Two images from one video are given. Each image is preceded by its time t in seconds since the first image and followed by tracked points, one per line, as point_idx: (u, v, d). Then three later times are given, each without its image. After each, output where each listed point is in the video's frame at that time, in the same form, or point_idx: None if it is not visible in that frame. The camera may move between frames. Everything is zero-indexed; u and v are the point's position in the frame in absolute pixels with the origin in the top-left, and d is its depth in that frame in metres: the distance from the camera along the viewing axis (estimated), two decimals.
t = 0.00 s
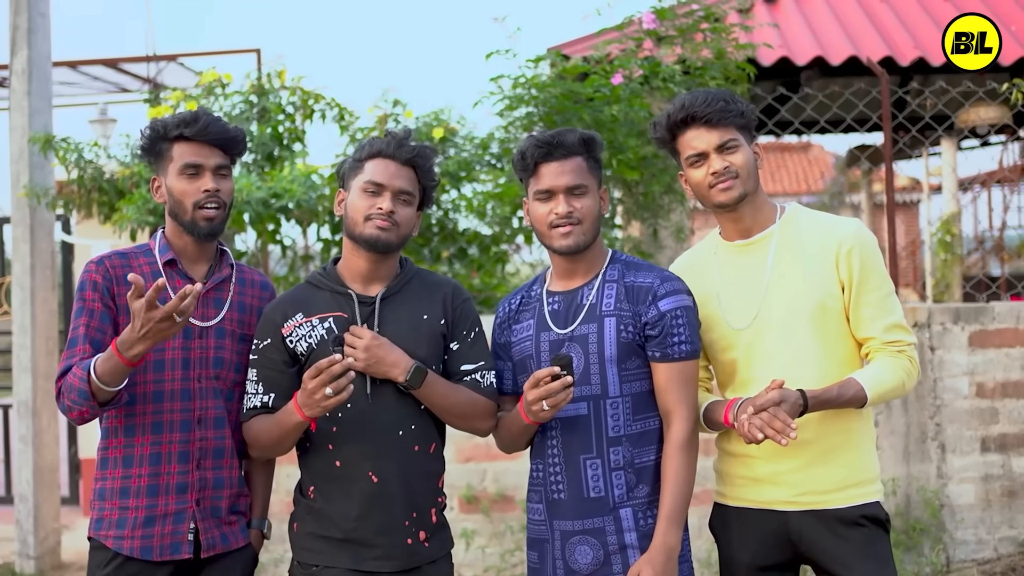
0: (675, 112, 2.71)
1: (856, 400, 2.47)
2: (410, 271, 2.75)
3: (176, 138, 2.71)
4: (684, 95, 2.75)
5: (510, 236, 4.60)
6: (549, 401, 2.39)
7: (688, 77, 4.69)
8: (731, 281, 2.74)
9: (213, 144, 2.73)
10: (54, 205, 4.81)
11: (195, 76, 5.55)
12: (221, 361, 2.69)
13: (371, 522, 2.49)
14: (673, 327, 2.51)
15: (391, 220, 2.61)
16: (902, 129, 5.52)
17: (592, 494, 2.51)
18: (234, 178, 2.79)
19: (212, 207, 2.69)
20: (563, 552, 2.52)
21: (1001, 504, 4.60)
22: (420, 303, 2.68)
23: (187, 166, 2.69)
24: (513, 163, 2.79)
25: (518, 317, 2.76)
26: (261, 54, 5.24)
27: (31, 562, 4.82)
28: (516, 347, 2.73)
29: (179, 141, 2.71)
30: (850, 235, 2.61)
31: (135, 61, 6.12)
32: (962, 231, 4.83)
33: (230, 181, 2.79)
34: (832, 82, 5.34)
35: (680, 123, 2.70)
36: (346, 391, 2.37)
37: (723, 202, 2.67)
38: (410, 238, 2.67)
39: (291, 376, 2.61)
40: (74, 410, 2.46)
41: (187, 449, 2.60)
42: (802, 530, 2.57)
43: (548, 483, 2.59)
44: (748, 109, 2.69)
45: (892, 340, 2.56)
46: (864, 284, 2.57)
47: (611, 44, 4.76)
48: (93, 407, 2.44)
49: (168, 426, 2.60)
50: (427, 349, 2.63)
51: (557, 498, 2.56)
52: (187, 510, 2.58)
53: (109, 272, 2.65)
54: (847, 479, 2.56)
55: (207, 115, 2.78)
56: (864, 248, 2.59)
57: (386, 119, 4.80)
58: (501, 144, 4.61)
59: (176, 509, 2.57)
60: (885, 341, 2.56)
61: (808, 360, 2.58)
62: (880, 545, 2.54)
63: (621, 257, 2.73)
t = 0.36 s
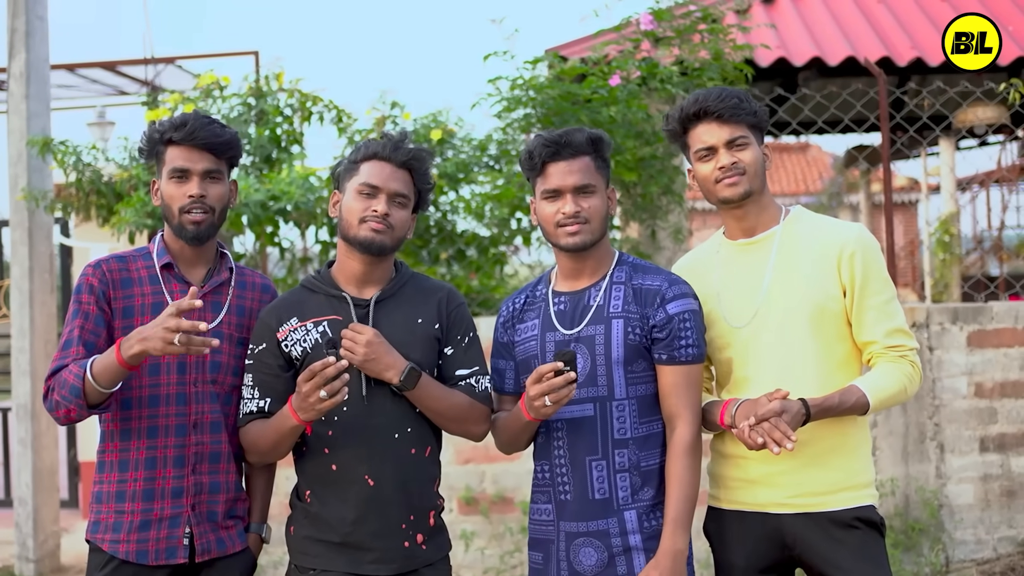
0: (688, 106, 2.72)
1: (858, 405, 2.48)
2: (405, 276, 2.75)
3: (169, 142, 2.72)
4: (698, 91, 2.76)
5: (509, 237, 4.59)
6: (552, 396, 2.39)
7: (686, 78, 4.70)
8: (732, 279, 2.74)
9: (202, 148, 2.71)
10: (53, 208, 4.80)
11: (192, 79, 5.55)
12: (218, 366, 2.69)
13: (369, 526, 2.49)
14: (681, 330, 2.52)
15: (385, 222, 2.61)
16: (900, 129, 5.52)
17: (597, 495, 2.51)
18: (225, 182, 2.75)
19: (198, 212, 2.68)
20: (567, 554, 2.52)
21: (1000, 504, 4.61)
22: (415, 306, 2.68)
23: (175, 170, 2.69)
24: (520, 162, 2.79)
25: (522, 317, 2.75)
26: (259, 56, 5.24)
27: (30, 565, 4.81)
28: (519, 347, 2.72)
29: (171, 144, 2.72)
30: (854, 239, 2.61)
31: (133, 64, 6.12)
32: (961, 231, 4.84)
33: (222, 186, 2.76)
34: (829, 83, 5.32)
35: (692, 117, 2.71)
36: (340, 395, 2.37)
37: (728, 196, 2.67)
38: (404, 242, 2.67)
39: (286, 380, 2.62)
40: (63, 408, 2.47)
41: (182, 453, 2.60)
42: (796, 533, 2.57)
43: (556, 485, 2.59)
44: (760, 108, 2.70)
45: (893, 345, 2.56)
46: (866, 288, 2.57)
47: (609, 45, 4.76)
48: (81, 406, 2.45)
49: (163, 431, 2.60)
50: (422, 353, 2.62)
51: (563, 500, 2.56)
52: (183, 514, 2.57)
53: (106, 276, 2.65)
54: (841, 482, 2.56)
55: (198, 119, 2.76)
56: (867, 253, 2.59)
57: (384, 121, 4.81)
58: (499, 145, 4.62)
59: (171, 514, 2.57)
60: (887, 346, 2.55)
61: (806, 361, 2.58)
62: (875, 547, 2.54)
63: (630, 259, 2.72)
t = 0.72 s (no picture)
0: (701, 104, 2.72)
1: (860, 412, 2.48)
2: (403, 277, 2.75)
3: (171, 143, 2.72)
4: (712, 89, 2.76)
5: (507, 238, 4.59)
6: (548, 405, 2.40)
7: (684, 79, 4.70)
8: (738, 278, 2.74)
9: (204, 148, 2.71)
10: (51, 210, 4.80)
11: (191, 80, 5.55)
12: (219, 369, 2.68)
13: (369, 528, 2.49)
14: (679, 330, 2.52)
15: (382, 224, 2.61)
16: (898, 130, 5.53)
17: (598, 496, 2.51)
18: (227, 183, 2.76)
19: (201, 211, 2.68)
20: (569, 555, 2.53)
21: (999, 504, 4.61)
22: (413, 308, 2.68)
23: (177, 172, 2.69)
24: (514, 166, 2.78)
25: (521, 320, 2.75)
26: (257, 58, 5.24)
27: (29, 567, 4.81)
28: (519, 351, 2.72)
29: (173, 144, 2.72)
30: (861, 243, 2.59)
31: (131, 65, 6.11)
32: (960, 232, 4.84)
33: (224, 186, 2.76)
34: (828, 84, 5.30)
35: (705, 115, 2.71)
36: (339, 397, 2.37)
37: (737, 196, 2.67)
38: (400, 242, 2.67)
39: (285, 383, 2.62)
40: (61, 400, 2.46)
41: (182, 457, 2.60)
42: (791, 535, 2.57)
43: (553, 486, 2.59)
44: (774, 108, 2.69)
45: (897, 351, 2.55)
46: (872, 293, 2.56)
47: (608, 46, 4.76)
48: (79, 392, 2.44)
49: (163, 434, 2.59)
50: (421, 355, 2.62)
51: (561, 501, 2.56)
52: (182, 518, 2.57)
53: (106, 277, 2.65)
54: (839, 484, 2.56)
55: (200, 120, 2.76)
56: (875, 257, 2.57)
57: (382, 122, 4.80)
58: (497, 147, 4.62)
59: (170, 517, 2.56)
60: (891, 352, 2.55)
61: (807, 363, 2.57)
62: (872, 549, 2.54)
63: (626, 260, 2.72)
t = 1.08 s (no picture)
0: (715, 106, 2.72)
1: (865, 413, 2.48)
2: (403, 279, 2.75)
3: (174, 146, 2.72)
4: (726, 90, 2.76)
5: (507, 240, 4.59)
6: (537, 408, 2.40)
7: (683, 81, 4.69)
8: (751, 278, 2.74)
9: (207, 154, 2.71)
10: (50, 212, 4.80)
11: (190, 82, 5.55)
12: (219, 374, 2.69)
13: (371, 532, 2.49)
14: (669, 332, 2.51)
15: (382, 228, 2.61)
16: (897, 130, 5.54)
17: (595, 498, 2.52)
18: (229, 189, 2.75)
19: (201, 218, 2.68)
20: (568, 556, 2.54)
21: (998, 505, 4.62)
22: (412, 310, 2.68)
23: (178, 176, 2.69)
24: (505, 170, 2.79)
25: (518, 325, 2.75)
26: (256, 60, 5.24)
27: (29, 569, 4.82)
28: (516, 355, 2.73)
29: (176, 148, 2.72)
30: (871, 242, 2.59)
31: (130, 67, 6.11)
32: (958, 232, 4.86)
33: (226, 192, 2.76)
34: (826, 85, 5.29)
35: (717, 118, 2.72)
36: (337, 400, 2.37)
37: (753, 203, 2.68)
38: (399, 246, 2.67)
39: (285, 386, 2.62)
40: (63, 425, 2.49)
41: (182, 462, 2.60)
42: (800, 541, 2.57)
43: (550, 489, 2.59)
44: (787, 110, 2.69)
45: (907, 353, 2.54)
46: (882, 292, 2.55)
47: (607, 48, 4.76)
48: (80, 428, 2.47)
49: (163, 439, 2.59)
50: (422, 356, 2.62)
51: (558, 504, 2.57)
52: (182, 522, 2.57)
53: (106, 283, 2.65)
54: (849, 490, 2.55)
55: (205, 124, 2.76)
56: (885, 256, 2.56)
57: (381, 124, 4.80)
58: (496, 148, 4.62)
59: (170, 522, 2.56)
60: (899, 353, 2.54)
61: (817, 363, 2.58)
62: (882, 560, 2.54)
63: (618, 263, 2.72)
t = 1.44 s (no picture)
0: (731, 109, 2.71)
1: (879, 414, 2.47)
2: (406, 280, 2.75)
3: (169, 146, 2.72)
4: (740, 92, 2.74)
5: (506, 242, 4.61)
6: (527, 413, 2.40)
7: (683, 83, 4.70)
8: (769, 276, 2.76)
9: (203, 150, 2.71)
10: (50, 213, 4.80)
11: (190, 83, 5.55)
12: (217, 373, 2.69)
13: (372, 533, 2.49)
14: (652, 333, 2.52)
15: (384, 226, 2.61)
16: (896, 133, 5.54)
17: (583, 499, 2.52)
18: (226, 185, 2.76)
19: (199, 213, 2.68)
20: (555, 557, 2.54)
21: (996, 508, 4.62)
22: (412, 313, 2.68)
23: (176, 173, 2.70)
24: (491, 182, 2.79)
25: (508, 331, 2.75)
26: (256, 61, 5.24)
27: (27, 570, 4.82)
28: (506, 360, 2.73)
29: (172, 147, 2.72)
30: (886, 242, 2.58)
31: (130, 68, 6.12)
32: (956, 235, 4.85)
33: (223, 188, 2.76)
34: (825, 87, 5.33)
35: (733, 122, 2.71)
36: (342, 403, 2.37)
37: (769, 208, 2.69)
38: (401, 246, 2.68)
39: (288, 386, 2.62)
40: (61, 423, 2.48)
41: (181, 461, 2.60)
42: (813, 544, 2.58)
43: (540, 491, 2.59)
44: (804, 113, 2.68)
45: (924, 353, 2.52)
46: (896, 292, 2.54)
47: (606, 50, 4.76)
48: (78, 424, 2.46)
49: (162, 438, 2.59)
50: (423, 358, 2.62)
51: (547, 506, 2.57)
52: (181, 521, 2.57)
53: (106, 282, 2.65)
54: (862, 494, 2.53)
55: (198, 123, 2.76)
56: (900, 256, 2.56)
57: (381, 126, 4.80)
58: (496, 150, 4.62)
59: (170, 521, 2.56)
60: (917, 353, 2.53)
61: (833, 362, 2.58)
62: (894, 566, 2.52)
63: (604, 267, 2.72)
